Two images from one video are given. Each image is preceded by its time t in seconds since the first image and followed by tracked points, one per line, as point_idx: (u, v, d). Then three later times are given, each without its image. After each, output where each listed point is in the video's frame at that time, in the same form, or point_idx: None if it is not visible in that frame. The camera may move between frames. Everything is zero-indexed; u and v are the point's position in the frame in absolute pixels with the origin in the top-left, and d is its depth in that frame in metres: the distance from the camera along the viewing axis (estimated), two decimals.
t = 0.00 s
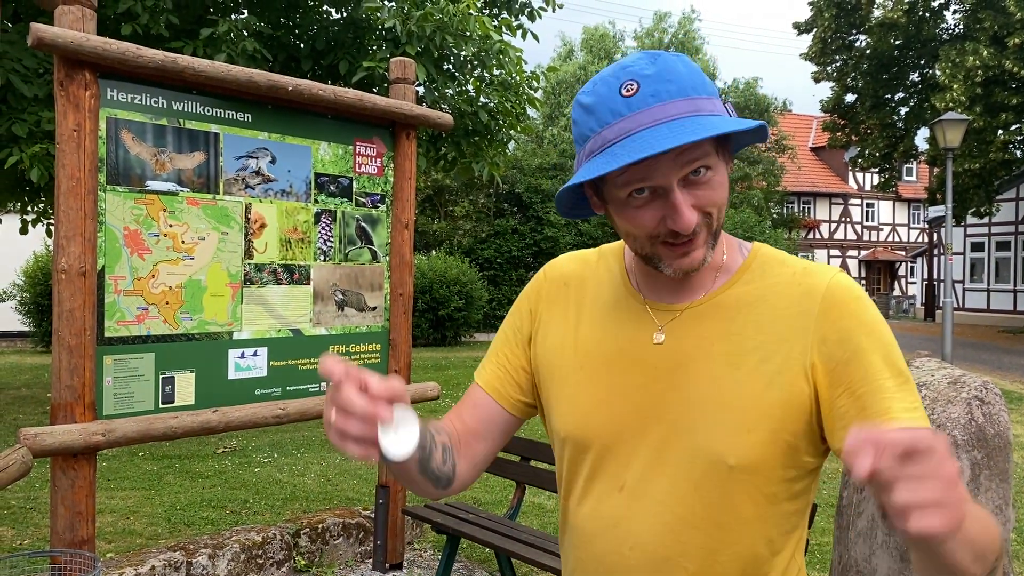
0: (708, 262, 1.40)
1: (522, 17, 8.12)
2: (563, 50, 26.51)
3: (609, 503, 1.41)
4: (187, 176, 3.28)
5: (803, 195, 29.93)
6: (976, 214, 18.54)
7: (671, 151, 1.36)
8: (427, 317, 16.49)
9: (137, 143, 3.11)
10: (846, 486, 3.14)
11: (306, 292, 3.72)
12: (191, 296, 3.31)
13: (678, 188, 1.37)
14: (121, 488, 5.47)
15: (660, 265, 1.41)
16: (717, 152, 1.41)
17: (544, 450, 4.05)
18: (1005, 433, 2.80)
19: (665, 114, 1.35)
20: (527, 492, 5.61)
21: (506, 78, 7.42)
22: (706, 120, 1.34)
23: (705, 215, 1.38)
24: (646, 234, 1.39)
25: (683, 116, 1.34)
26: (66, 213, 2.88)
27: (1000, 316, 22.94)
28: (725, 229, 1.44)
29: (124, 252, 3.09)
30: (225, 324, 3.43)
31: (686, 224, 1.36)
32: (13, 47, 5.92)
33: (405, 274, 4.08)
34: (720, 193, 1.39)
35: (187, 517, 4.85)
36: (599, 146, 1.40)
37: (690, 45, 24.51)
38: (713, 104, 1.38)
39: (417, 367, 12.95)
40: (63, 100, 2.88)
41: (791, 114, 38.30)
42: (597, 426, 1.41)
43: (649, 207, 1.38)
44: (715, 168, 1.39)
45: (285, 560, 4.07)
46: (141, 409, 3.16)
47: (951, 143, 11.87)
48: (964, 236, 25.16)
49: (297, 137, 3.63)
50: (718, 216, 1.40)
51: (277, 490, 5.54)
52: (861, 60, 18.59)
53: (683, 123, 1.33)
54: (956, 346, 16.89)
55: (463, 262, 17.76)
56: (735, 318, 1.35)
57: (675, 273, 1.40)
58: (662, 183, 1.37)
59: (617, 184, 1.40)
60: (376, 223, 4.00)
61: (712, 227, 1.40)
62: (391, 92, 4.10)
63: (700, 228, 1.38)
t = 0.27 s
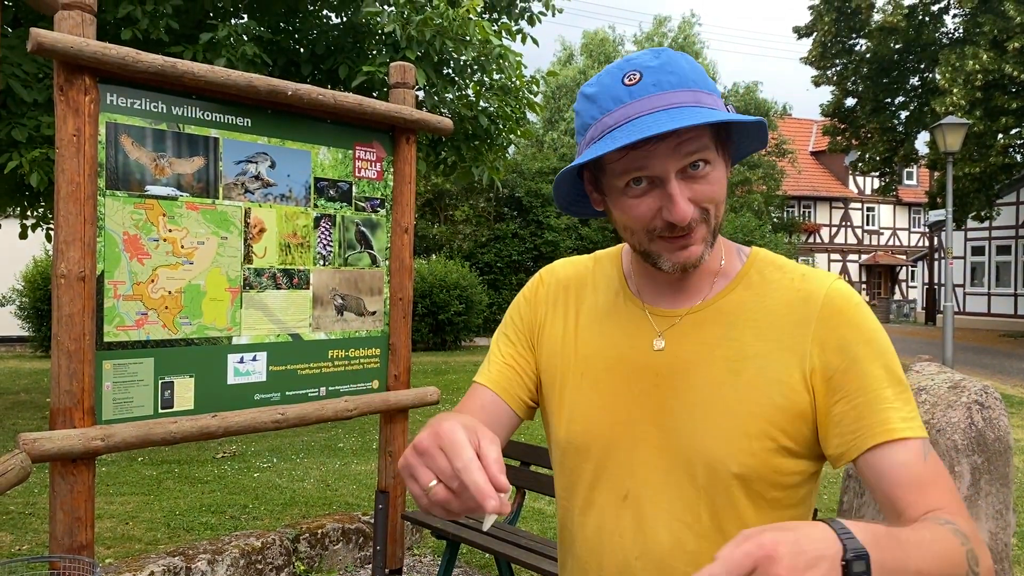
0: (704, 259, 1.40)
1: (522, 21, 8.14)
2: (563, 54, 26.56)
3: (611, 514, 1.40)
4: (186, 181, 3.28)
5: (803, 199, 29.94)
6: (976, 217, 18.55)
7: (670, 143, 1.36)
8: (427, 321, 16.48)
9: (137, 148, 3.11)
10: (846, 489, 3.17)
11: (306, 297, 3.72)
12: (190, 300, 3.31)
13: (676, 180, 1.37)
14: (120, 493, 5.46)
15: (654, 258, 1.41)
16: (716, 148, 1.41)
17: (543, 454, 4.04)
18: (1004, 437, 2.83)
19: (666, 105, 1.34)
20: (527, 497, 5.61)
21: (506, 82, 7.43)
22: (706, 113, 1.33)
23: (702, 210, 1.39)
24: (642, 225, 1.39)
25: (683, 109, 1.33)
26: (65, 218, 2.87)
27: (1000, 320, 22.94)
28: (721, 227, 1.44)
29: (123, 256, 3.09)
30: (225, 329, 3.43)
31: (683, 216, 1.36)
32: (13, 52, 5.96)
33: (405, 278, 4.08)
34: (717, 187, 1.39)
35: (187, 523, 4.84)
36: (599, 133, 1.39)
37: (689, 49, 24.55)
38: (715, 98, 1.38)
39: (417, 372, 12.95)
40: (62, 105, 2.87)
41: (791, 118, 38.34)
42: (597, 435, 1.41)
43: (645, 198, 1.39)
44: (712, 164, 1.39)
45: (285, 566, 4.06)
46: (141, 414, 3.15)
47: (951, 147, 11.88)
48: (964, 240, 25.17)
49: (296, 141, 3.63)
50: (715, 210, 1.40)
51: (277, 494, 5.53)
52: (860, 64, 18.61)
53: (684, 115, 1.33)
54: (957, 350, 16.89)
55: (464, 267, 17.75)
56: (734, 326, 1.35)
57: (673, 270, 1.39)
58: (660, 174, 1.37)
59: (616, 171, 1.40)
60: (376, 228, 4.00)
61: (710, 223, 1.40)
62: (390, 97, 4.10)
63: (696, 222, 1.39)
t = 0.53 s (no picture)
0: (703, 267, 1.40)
1: (520, 25, 8.15)
2: (561, 58, 26.60)
3: (611, 523, 1.40)
4: (184, 186, 3.28)
5: (801, 203, 29.98)
6: (974, 221, 18.58)
7: (672, 149, 1.36)
8: (426, 325, 16.49)
9: (135, 153, 3.11)
10: (844, 494, 3.20)
11: (304, 301, 3.72)
12: (188, 305, 3.31)
13: (677, 188, 1.37)
14: (118, 498, 5.45)
15: (651, 263, 1.41)
16: (721, 156, 1.40)
17: (542, 458, 4.04)
18: (1002, 441, 2.84)
19: (669, 110, 1.34)
20: (525, 502, 5.60)
21: (504, 86, 7.43)
22: (710, 120, 1.33)
23: (701, 219, 1.39)
24: (641, 230, 1.40)
25: (686, 115, 1.33)
26: (63, 222, 2.87)
27: (998, 323, 22.96)
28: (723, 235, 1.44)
29: (121, 261, 3.09)
30: (223, 333, 3.42)
31: (682, 224, 1.36)
32: (11, 57, 5.91)
33: (404, 282, 4.07)
34: (720, 196, 1.39)
35: (184, 527, 4.83)
36: (602, 137, 1.39)
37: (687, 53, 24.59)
38: (722, 107, 1.37)
39: (415, 376, 12.95)
40: (60, 110, 2.88)
41: (789, 122, 38.41)
42: (597, 444, 1.41)
43: (646, 205, 1.39)
44: (715, 172, 1.39)
45: (283, 570, 4.05)
46: (139, 419, 3.14)
47: (948, 151, 11.90)
48: (962, 243, 25.21)
49: (295, 146, 3.63)
50: (715, 220, 1.40)
51: (275, 499, 5.52)
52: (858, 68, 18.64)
53: (686, 122, 1.33)
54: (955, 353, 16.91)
55: (462, 271, 17.76)
56: (735, 334, 1.35)
57: (672, 275, 1.40)
58: (661, 181, 1.37)
59: (618, 176, 1.40)
60: (374, 232, 4.00)
61: (710, 232, 1.40)
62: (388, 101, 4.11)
63: (695, 231, 1.39)
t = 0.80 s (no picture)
0: (693, 272, 1.40)
1: (517, 27, 8.16)
2: (557, 60, 26.64)
3: (604, 528, 1.41)
4: (181, 188, 3.28)
5: (797, 204, 30.05)
6: (970, 222, 18.63)
7: (661, 150, 1.37)
8: (423, 327, 16.49)
9: (132, 154, 3.11)
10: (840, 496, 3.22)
11: (301, 303, 3.72)
12: (185, 306, 3.31)
13: (665, 189, 1.38)
14: (114, 499, 5.45)
15: (639, 266, 1.42)
16: (710, 159, 1.41)
17: (540, 460, 4.04)
18: (998, 441, 2.85)
19: (657, 109, 1.35)
20: (523, 503, 5.60)
21: (501, 87, 7.43)
22: (698, 121, 1.34)
23: (689, 223, 1.39)
24: (628, 233, 1.41)
25: (674, 114, 1.34)
26: (60, 223, 2.87)
27: (995, 324, 23.02)
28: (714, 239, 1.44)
29: (118, 263, 3.09)
30: (220, 335, 3.43)
31: (669, 227, 1.36)
32: (7, 58, 5.87)
33: (401, 284, 4.08)
34: (708, 199, 1.40)
35: (181, 529, 4.83)
36: (591, 136, 1.40)
37: (684, 55, 24.64)
38: (711, 108, 1.38)
39: (412, 377, 12.95)
40: (56, 112, 2.88)
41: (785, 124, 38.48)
42: (590, 447, 1.43)
43: (634, 207, 1.40)
44: (704, 175, 1.39)
45: (280, 571, 4.05)
46: (135, 420, 3.14)
47: (944, 152, 11.94)
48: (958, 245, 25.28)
49: (292, 148, 3.63)
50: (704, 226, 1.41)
51: (272, 500, 5.52)
52: (854, 70, 18.69)
53: (674, 121, 1.34)
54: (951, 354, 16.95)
55: (459, 272, 17.77)
56: (724, 338, 1.36)
57: (660, 279, 1.40)
58: (650, 182, 1.38)
59: (607, 178, 1.42)
60: (371, 233, 4.00)
61: (699, 235, 1.41)
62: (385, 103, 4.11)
63: (683, 235, 1.40)
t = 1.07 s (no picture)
0: (669, 272, 1.36)
1: (513, 26, 8.17)
2: (553, 59, 26.65)
3: (579, 529, 1.38)
4: (176, 186, 3.28)
5: (792, 204, 30.13)
6: (964, 222, 18.70)
7: (632, 148, 1.35)
8: (418, 326, 16.48)
9: (126, 153, 3.11)
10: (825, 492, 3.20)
11: (296, 302, 3.72)
12: (179, 305, 3.31)
13: (637, 187, 1.35)
14: (108, 498, 5.44)
15: (614, 265, 1.39)
16: (685, 157, 1.38)
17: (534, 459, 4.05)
18: (989, 440, 2.89)
19: (628, 106, 1.33)
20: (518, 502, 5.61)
21: (496, 87, 7.44)
22: (669, 117, 1.31)
23: (664, 221, 1.36)
24: (603, 232, 1.39)
25: (644, 112, 1.32)
26: (54, 222, 2.87)
27: (988, 323, 23.11)
28: (693, 238, 1.40)
29: (112, 261, 3.09)
30: (213, 333, 3.42)
31: (641, 226, 1.34)
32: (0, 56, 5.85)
33: (395, 283, 4.09)
34: (682, 197, 1.37)
35: (176, 528, 4.82)
36: (565, 134, 1.38)
37: (679, 55, 24.68)
38: (686, 107, 1.34)
39: (407, 377, 12.95)
40: (50, 110, 2.88)
41: (780, 124, 38.57)
42: (562, 448, 1.39)
43: (608, 205, 1.38)
44: (678, 173, 1.36)
45: (274, 571, 4.04)
46: (129, 419, 3.14)
47: (938, 152, 11.97)
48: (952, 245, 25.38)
49: (286, 147, 3.63)
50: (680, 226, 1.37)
51: (266, 499, 5.52)
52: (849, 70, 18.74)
53: (643, 119, 1.31)
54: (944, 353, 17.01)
55: (454, 272, 17.77)
56: (698, 338, 1.29)
57: (635, 278, 1.36)
58: (622, 180, 1.36)
59: (582, 176, 1.40)
60: (366, 232, 4.00)
61: (675, 235, 1.37)
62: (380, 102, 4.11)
63: (660, 235, 1.36)
